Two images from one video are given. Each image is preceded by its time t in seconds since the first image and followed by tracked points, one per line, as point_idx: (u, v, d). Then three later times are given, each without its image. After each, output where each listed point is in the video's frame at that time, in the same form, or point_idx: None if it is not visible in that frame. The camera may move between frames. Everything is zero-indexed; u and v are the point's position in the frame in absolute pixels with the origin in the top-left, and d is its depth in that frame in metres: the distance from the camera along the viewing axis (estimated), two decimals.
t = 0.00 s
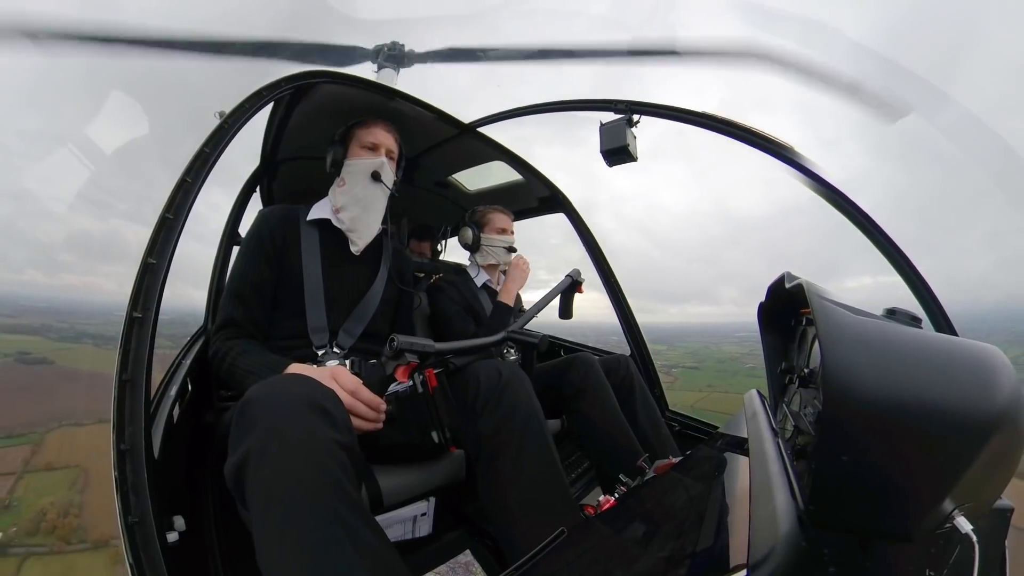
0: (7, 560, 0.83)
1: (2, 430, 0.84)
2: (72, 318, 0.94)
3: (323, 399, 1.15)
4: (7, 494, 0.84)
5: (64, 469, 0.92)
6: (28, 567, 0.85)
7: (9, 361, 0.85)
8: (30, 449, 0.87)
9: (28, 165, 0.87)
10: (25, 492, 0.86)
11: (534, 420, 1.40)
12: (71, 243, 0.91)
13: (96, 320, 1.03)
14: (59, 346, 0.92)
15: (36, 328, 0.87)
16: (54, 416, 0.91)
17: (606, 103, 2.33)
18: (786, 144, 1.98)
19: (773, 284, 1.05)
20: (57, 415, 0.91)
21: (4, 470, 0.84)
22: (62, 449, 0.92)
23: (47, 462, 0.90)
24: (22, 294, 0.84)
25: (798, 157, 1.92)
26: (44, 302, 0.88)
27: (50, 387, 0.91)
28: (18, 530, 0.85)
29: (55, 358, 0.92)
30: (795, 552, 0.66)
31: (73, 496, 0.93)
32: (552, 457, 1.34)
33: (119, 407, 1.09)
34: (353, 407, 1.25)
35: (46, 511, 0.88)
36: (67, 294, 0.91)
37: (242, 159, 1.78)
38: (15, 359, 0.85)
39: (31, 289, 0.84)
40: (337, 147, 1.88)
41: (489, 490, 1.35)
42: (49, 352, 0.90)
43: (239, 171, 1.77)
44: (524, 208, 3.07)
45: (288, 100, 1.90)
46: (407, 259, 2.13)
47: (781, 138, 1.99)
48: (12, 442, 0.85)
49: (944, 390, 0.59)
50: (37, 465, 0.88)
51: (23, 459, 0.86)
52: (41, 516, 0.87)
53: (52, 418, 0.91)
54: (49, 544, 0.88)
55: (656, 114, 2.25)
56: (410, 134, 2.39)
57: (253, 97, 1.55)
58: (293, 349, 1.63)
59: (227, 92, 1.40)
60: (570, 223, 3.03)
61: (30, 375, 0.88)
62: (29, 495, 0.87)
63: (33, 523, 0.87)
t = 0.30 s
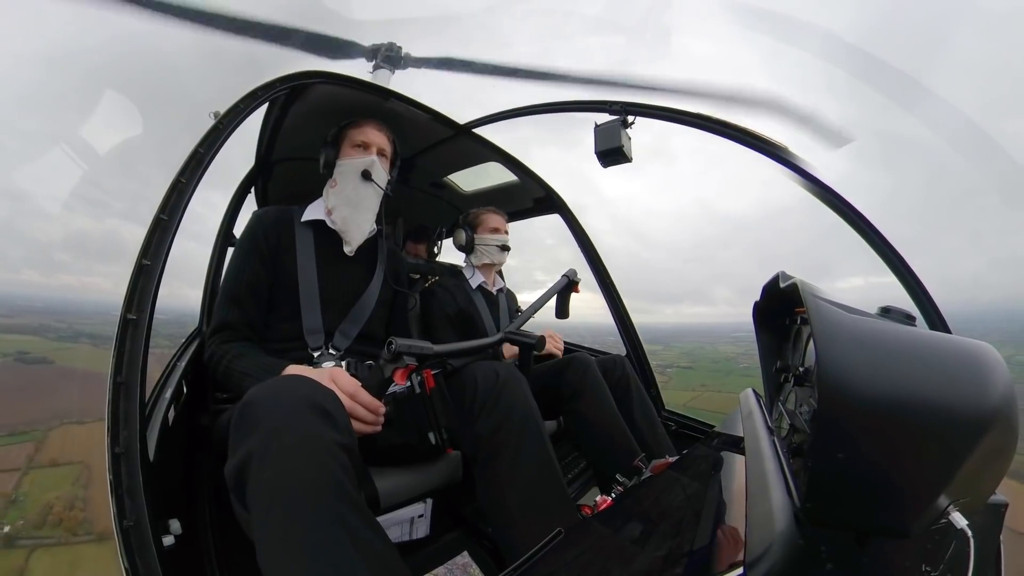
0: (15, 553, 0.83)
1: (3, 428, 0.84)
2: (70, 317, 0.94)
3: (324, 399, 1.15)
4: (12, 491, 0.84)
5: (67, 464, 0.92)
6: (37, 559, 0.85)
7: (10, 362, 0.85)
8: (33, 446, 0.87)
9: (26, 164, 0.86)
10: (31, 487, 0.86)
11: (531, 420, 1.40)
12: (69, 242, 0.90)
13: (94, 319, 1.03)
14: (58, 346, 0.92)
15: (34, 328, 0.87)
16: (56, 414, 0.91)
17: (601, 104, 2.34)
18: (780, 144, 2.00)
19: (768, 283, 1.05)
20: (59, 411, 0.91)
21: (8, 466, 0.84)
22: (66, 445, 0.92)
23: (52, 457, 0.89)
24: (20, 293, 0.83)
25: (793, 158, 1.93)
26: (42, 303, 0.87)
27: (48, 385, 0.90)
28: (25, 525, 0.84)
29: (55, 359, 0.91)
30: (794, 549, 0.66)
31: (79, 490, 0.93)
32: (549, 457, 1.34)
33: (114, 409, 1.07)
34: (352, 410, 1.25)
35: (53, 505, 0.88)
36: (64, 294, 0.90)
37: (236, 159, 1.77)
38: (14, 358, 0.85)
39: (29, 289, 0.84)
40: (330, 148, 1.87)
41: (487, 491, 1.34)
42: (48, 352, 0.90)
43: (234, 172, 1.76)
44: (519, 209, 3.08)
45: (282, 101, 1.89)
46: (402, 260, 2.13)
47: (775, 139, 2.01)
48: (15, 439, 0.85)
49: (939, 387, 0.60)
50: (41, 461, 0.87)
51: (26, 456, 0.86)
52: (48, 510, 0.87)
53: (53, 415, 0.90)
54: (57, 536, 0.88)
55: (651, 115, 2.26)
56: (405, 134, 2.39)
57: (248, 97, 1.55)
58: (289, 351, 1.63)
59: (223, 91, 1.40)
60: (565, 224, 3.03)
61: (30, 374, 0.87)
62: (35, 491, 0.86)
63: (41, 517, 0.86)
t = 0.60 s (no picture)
0: (22, 545, 0.83)
1: (4, 427, 0.85)
2: (70, 317, 0.95)
3: (323, 402, 1.14)
4: (17, 486, 0.85)
5: (71, 461, 0.93)
6: (44, 551, 0.85)
7: (10, 361, 0.85)
8: (35, 444, 0.87)
9: (24, 166, 0.87)
10: (36, 482, 0.86)
11: (531, 423, 1.40)
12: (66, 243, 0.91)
13: (94, 318, 1.03)
14: (58, 346, 0.92)
15: (34, 328, 0.87)
16: (56, 411, 0.91)
17: (602, 107, 2.34)
18: (782, 146, 1.99)
19: (772, 286, 1.05)
20: (60, 409, 0.92)
21: (14, 463, 0.85)
22: (69, 443, 0.93)
23: (54, 454, 0.90)
24: (17, 293, 0.84)
25: (795, 160, 1.93)
26: (40, 303, 0.88)
27: (49, 384, 0.91)
28: (32, 517, 0.85)
29: (55, 358, 0.92)
30: (795, 552, 0.66)
31: (83, 485, 0.94)
32: (550, 459, 1.34)
33: (114, 409, 1.08)
34: (352, 413, 1.26)
35: (59, 499, 0.89)
36: (62, 294, 0.91)
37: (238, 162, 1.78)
38: (14, 357, 0.86)
39: (26, 289, 0.85)
40: (332, 151, 1.89)
41: (487, 493, 1.34)
42: (48, 352, 0.90)
43: (236, 174, 1.77)
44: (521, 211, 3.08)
45: (285, 104, 1.90)
46: (404, 262, 2.13)
47: (777, 141, 2.00)
48: (18, 437, 0.86)
49: (942, 389, 0.60)
50: (45, 458, 0.88)
51: (29, 454, 0.86)
52: (54, 504, 0.88)
53: (55, 413, 0.91)
54: (63, 529, 0.89)
55: (652, 118, 2.26)
56: (407, 137, 2.40)
57: (251, 99, 1.56)
58: (291, 353, 1.63)
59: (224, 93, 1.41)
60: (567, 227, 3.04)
61: (31, 373, 0.88)
62: (40, 486, 0.86)
63: (47, 510, 0.87)
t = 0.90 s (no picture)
0: (30, 539, 0.83)
1: (7, 425, 0.85)
2: (67, 316, 0.95)
3: (320, 403, 1.15)
4: (23, 481, 0.84)
5: (74, 457, 0.93)
6: (51, 545, 0.84)
7: (9, 360, 0.86)
8: (38, 441, 0.87)
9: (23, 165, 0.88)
10: (40, 478, 0.86)
11: (531, 425, 1.39)
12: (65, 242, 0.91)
13: (93, 317, 1.03)
14: (56, 345, 0.92)
15: (32, 328, 0.88)
16: (55, 409, 0.92)
17: (604, 108, 2.35)
18: (785, 149, 1.98)
19: (774, 288, 1.05)
20: (61, 407, 0.93)
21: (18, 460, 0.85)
22: (72, 438, 0.94)
23: (58, 451, 0.91)
24: (15, 293, 0.84)
25: (797, 162, 1.92)
26: (38, 302, 0.88)
27: (50, 382, 0.92)
28: (39, 510, 0.84)
29: (55, 357, 0.92)
30: (796, 557, 0.66)
31: (87, 480, 0.95)
32: (550, 462, 1.33)
33: (116, 407, 1.08)
34: (351, 413, 1.27)
35: (64, 494, 0.89)
36: (58, 293, 0.91)
37: (241, 161, 1.79)
38: (14, 357, 0.86)
39: (25, 289, 0.85)
40: (334, 152, 1.90)
41: (486, 495, 1.34)
42: (48, 352, 0.91)
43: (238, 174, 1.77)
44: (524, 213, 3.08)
45: (288, 103, 1.90)
46: (406, 262, 2.14)
47: (780, 143, 2.00)
48: (19, 434, 0.85)
49: (944, 393, 0.59)
50: (48, 454, 0.88)
51: (33, 451, 0.86)
52: (59, 498, 0.88)
53: (54, 411, 0.91)
54: (69, 522, 0.89)
55: (655, 119, 2.26)
56: (411, 138, 2.40)
57: (255, 99, 1.56)
58: (292, 352, 1.63)
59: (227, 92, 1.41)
60: (569, 228, 3.04)
61: (31, 372, 0.89)
62: (44, 482, 0.86)
63: (53, 504, 0.86)
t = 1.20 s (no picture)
0: (36, 532, 0.86)
1: (12, 423, 0.86)
2: (64, 317, 0.95)
3: (319, 402, 1.15)
4: (28, 477, 0.86)
5: (76, 455, 0.96)
6: (56, 538, 0.88)
7: (9, 360, 0.86)
8: (42, 439, 0.89)
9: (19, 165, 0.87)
10: (44, 474, 0.89)
11: (529, 423, 1.40)
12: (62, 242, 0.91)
13: (89, 319, 1.03)
14: (56, 345, 0.93)
15: (27, 328, 0.87)
16: (59, 408, 0.93)
17: (602, 107, 2.34)
18: (784, 149, 1.98)
19: (771, 288, 1.05)
20: (63, 406, 0.94)
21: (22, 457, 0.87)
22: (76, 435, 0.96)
23: (61, 448, 0.93)
24: (12, 293, 0.84)
25: (796, 161, 1.92)
26: (36, 303, 0.88)
27: (51, 382, 0.92)
28: (45, 504, 0.87)
29: (54, 357, 0.93)
30: (794, 555, 0.66)
31: (90, 476, 0.98)
32: (547, 461, 1.33)
33: (113, 407, 1.07)
34: (349, 413, 1.27)
35: (68, 489, 0.92)
36: (56, 294, 0.91)
37: (238, 160, 1.78)
38: (15, 357, 0.87)
39: (21, 289, 0.85)
40: (332, 152, 1.90)
41: (485, 494, 1.34)
42: (48, 351, 0.91)
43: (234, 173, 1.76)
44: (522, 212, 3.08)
45: (285, 102, 1.90)
46: (404, 261, 2.13)
47: (779, 143, 1.99)
48: (21, 432, 0.86)
49: (940, 392, 0.59)
50: (52, 450, 0.91)
51: (38, 449, 0.88)
52: (64, 493, 0.92)
53: (57, 409, 0.93)
54: (74, 515, 0.93)
55: (652, 119, 2.26)
56: (408, 137, 2.40)
57: (252, 98, 1.56)
58: (290, 352, 1.63)
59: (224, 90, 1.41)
60: (568, 228, 3.04)
61: (32, 372, 0.89)
62: (48, 479, 0.89)
63: (57, 498, 0.90)
